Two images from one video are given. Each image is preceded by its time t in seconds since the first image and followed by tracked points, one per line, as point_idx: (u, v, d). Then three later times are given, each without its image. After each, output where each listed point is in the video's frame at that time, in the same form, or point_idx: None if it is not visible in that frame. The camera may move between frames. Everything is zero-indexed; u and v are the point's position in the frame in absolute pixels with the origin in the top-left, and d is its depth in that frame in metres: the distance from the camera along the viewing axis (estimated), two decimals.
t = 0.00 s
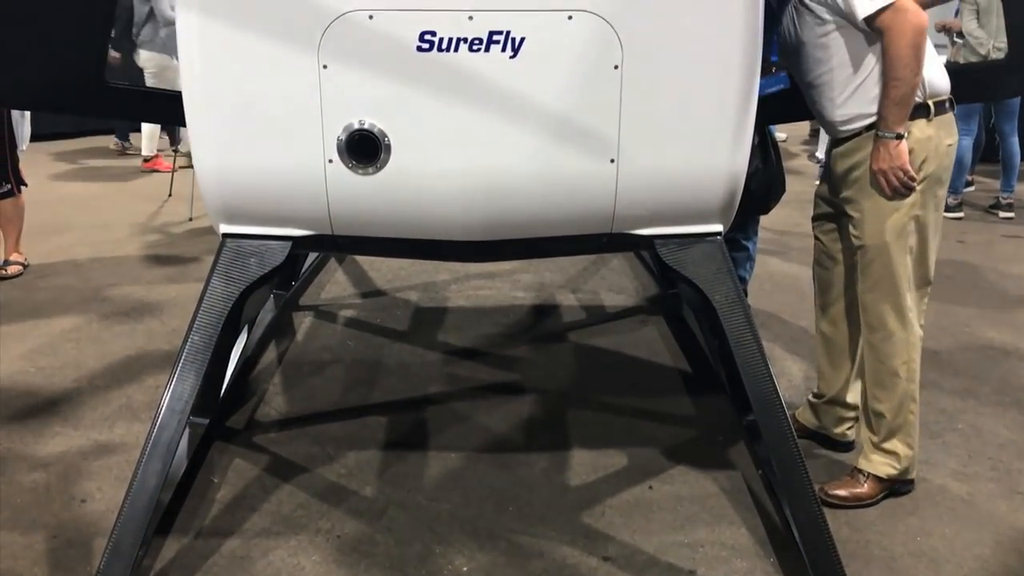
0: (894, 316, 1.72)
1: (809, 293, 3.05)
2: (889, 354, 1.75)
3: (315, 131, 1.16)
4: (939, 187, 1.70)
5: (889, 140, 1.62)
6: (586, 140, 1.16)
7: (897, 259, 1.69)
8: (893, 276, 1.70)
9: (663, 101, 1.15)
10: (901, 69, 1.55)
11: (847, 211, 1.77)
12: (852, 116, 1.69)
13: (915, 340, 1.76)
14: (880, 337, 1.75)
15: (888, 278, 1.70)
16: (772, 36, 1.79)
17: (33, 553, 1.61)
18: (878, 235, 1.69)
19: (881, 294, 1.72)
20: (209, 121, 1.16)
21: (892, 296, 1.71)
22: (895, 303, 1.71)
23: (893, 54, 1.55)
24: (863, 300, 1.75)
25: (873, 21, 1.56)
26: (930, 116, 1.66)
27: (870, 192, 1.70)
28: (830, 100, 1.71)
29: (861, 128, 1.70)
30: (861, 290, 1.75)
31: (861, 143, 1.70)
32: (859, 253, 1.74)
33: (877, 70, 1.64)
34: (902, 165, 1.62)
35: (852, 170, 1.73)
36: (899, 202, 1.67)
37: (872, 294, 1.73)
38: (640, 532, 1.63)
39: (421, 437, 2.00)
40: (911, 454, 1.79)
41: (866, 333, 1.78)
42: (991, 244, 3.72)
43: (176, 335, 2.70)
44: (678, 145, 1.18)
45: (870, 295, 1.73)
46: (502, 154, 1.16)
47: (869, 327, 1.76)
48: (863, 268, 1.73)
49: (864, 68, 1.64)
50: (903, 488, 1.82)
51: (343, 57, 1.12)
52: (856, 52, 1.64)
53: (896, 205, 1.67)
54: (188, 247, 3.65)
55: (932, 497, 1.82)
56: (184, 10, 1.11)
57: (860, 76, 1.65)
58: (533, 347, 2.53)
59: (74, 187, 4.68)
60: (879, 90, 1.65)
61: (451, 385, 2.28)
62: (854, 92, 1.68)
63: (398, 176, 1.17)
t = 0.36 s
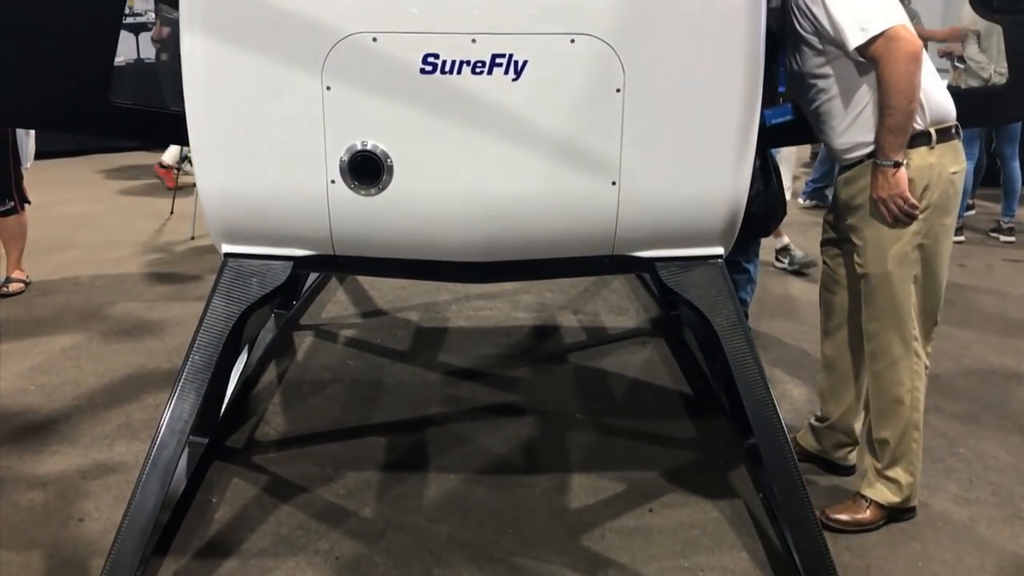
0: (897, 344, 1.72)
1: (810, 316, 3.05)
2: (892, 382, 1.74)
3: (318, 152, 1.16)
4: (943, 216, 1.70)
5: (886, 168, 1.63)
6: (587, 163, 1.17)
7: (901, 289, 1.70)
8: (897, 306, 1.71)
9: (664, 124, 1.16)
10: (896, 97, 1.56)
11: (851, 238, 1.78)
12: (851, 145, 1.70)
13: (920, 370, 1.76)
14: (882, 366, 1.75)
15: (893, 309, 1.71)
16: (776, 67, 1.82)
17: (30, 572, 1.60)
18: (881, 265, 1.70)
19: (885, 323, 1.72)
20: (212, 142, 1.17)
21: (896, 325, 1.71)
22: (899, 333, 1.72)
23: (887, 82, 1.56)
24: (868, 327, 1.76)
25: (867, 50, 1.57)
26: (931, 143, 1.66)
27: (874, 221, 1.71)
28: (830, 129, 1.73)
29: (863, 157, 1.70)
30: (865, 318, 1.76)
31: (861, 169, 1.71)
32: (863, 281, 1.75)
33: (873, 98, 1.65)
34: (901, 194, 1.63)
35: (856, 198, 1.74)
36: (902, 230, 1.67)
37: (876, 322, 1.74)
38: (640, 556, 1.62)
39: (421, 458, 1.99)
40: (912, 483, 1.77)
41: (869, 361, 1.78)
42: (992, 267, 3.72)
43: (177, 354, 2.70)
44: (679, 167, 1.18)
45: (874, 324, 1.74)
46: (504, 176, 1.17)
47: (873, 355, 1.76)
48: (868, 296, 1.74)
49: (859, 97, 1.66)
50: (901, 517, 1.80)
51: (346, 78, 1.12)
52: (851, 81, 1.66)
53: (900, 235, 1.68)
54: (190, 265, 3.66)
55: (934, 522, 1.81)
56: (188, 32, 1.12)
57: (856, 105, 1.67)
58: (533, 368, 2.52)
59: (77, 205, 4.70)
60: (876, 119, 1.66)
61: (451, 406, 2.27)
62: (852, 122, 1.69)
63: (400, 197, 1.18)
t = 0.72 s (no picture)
0: (896, 366, 1.72)
1: (809, 340, 3.05)
2: (891, 405, 1.74)
3: (318, 174, 1.17)
4: (940, 238, 1.70)
5: (882, 190, 1.64)
6: (587, 187, 1.17)
7: (898, 312, 1.69)
8: (895, 327, 1.71)
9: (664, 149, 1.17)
10: (891, 119, 1.58)
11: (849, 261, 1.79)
12: (847, 167, 1.71)
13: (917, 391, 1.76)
14: (880, 388, 1.75)
15: (891, 330, 1.71)
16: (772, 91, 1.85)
17: None
18: (878, 286, 1.70)
19: (883, 345, 1.72)
20: (214, 164, 1.17)
21: (894, 347, 1.71)
22: (897, 354, 1.71)
23: (882, 105, 1.58)
24: (866, 350, 1.76)
25: (861, 73, 1.59)
26: (926, 165, 1.68)
27: (870, 242, 1.71)
28: (826, 151, 1.74)
29: (858, 179, 1.71)
30: (863, 341, 1.76)
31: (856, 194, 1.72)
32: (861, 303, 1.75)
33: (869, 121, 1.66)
34: (896, 216, 1.64)
35: (852, 219, 1.74)
36: (899, 253, 1.68)
37: (874, 345, 1.74)
38: None
39: (419, 481, 1.98)
40: (911, 507, 1.76)
41: (867, 383, 1.78)
42: (992, 292, 3.72)
43: (175, 374, 2.69)
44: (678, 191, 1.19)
45: (871, 346, 1.74)
46: (504, 199, 1.17)
47: (871, 377, 1.76)
48: (866, 318, 1.74)
49: (855, 119, 1.67)
50: (901, 542, 1.79)
51: (348, 101, 1.13)
52: (847, 104, 1.67)
53: (896, 256, 1.68)
54: (190, 285, 3.66)
55: (935, 548, 1.80)
56: (191, 54, 1.13)
57: (852, 127, 1.68)
58: (532, 391, 2.51)
59: (78, 224, 4.71)
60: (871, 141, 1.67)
61: (450, 428, 2.26)
62: (848, 144, 1.70)
63: (400, 219, 1.18)
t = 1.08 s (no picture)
0: (898, 386, 1.72)
1: (810, 362, 3.04)
2: (893, 426, 1.73)
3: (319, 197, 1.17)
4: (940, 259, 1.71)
5: (890, 211, 1.64)
6: (587, 210, 1.18)
7: (902, 332, 1.69)
8: (898, 348, 1.71)
9: (663, 172, 1.17)
10: (902, 140, 1.59)
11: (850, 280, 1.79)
12: (849, 188, 1.72)
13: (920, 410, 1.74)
14: (883, 409, 1.74)
15: (895, 350, 1.71)
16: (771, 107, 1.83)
17: None
18: (882, 306, 1.70)
19: (885, 365, 1.72)
20: (214, 187, 1.18)
21: (896, 366, 1.71)
22: (900, 375, 1.71)
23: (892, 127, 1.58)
24: (868, 369, 1.76)
25: (873, 95, 1.60)
26: (931, 186, 1.70)
27: (873, 261, 1.72)
28: (828, 171, 1.74)
29: (860, 200, 1.72)
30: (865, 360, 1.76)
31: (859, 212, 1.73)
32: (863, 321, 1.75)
33: (878, 140, 1.68)
34: (902, 236, 1.64)
35: (855, 240, 1.75)
36: (902, 272, 1.68)
37: (876, 364, 1.74)
38: None
39: (419, 505, 1.97)
40: (913, 528, 1.75)
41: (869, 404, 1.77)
42: (992, 315, 3.72)
43: (175, 397, 2.69)
44: (678, 214, 1.19)
45: (874, 366, 1.74)
46: (504, 222, 1.18)
47: (874, 397, 1.75)
48: (868, 338, 1.74)
49: (866, 138, 1.68)
50: (902, 564, 1.78)
51: (349, 125, 1.14)
52: (856, 124, 1.68)
53: (900, 275, 1.68)
54: (190, 307, 3.66)
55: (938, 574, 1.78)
56: (192, 79, 1.14)
57: (862, 146, 1.69)
58: (533, 414, 2.50)
59: (80, 246, 4.72)
60: (880, 159, 1.69)
61: (451, 451, 2.25)
62: (851, 164, 1.71)
63: (400, 242, 1.19)
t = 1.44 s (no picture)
0: (905, 404, 1.75)
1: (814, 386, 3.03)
2: (900, 444, 1.76)
3: (323, 220, 1.18)
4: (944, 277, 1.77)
5: (902, 226, 1.67)
6: (589, 234, 1.18)
7: (911, 349, 1.73)
8: (906, 366, 1.74)
9: (666, 195, 1.18)
10: (913, 156, 1.61)
11: (857, 299, 1.82)
12: (858, 206, 1.73)
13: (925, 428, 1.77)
14: (891, 426, 1.77)
15: (905, 368, 1.74)
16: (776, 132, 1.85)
17: None
18: (890, 323, 1.74)
19: (893, 382, 1.75)
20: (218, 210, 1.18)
21: (903, 383, 1.74)
22: (907, 393, 1.74)
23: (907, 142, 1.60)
24: (876, 386, 1.79)
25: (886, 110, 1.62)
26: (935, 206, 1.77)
27: (882, 279, 1.75)
28: (835, 191, 1.75)
29: (869, 218, 1.74)
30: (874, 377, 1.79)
31: (870, 231, 1.74)
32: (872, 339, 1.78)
33: (888, 158, 1.69)
34: (916, 251, 1.67)
35: (862, 259, 1.78)
36: (911, 288, 1.72)
37: (884, 381, 1.77)
38: None
39: (421, 530, 1.95)
40: (915, 549, 1.77)
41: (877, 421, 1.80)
42: (995, 338, 3.71)
43: (177, 420, 2.68)
44: (680, 236, 1.20)
45: (882, 383, 1.77)
46: (506, 246, 1.18)
47: (881, 414, 1.78)
48: (876, 355, 1.78)
49: (876, 156, 1.69)
50: None
51: (352, 150, 1.15)
52: (864, 142, 1.70)
53: (908, 293, 1.73)
54: (192, 330, 3.65)
55: None
56: (197, 104, 1.15)
57: (873, 164, 1.70)
58: (536, 438, 2.49)
59: (83, 268, 4.73)
60: (890, 178, 1.70)
61: (454, 476, 2.24)
62: (860, 183, 1.72)
63: (402, 265, 1.19)
